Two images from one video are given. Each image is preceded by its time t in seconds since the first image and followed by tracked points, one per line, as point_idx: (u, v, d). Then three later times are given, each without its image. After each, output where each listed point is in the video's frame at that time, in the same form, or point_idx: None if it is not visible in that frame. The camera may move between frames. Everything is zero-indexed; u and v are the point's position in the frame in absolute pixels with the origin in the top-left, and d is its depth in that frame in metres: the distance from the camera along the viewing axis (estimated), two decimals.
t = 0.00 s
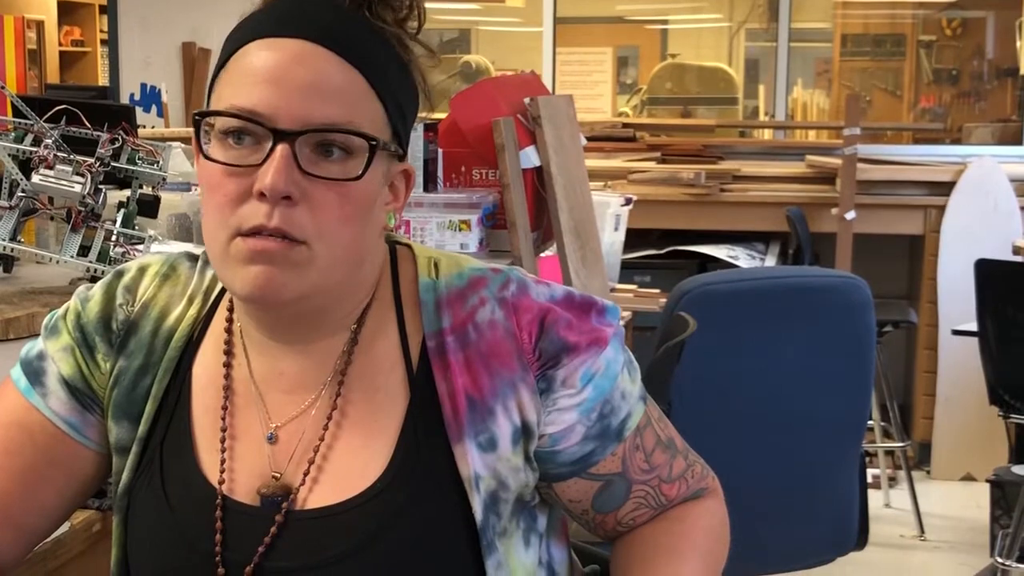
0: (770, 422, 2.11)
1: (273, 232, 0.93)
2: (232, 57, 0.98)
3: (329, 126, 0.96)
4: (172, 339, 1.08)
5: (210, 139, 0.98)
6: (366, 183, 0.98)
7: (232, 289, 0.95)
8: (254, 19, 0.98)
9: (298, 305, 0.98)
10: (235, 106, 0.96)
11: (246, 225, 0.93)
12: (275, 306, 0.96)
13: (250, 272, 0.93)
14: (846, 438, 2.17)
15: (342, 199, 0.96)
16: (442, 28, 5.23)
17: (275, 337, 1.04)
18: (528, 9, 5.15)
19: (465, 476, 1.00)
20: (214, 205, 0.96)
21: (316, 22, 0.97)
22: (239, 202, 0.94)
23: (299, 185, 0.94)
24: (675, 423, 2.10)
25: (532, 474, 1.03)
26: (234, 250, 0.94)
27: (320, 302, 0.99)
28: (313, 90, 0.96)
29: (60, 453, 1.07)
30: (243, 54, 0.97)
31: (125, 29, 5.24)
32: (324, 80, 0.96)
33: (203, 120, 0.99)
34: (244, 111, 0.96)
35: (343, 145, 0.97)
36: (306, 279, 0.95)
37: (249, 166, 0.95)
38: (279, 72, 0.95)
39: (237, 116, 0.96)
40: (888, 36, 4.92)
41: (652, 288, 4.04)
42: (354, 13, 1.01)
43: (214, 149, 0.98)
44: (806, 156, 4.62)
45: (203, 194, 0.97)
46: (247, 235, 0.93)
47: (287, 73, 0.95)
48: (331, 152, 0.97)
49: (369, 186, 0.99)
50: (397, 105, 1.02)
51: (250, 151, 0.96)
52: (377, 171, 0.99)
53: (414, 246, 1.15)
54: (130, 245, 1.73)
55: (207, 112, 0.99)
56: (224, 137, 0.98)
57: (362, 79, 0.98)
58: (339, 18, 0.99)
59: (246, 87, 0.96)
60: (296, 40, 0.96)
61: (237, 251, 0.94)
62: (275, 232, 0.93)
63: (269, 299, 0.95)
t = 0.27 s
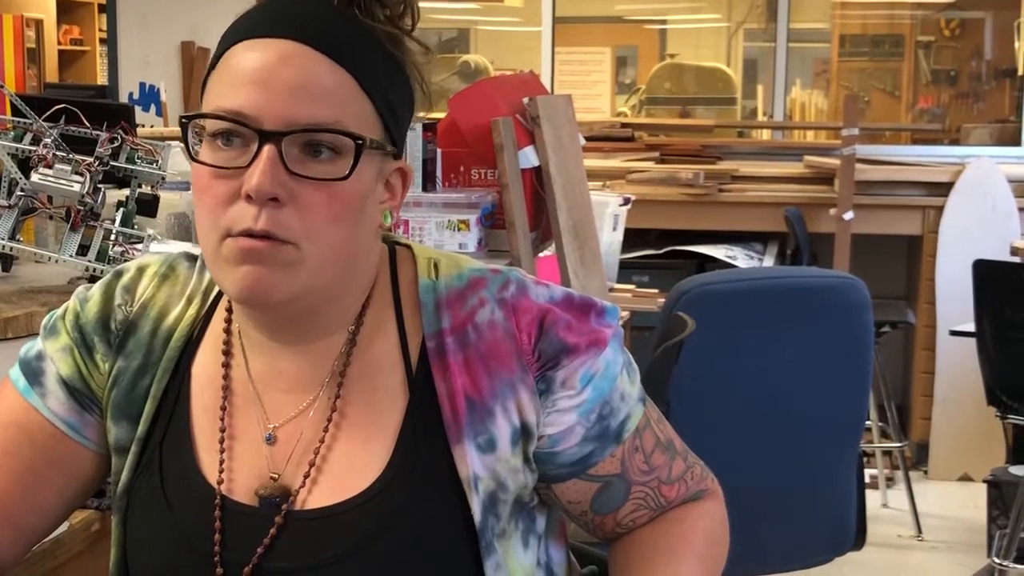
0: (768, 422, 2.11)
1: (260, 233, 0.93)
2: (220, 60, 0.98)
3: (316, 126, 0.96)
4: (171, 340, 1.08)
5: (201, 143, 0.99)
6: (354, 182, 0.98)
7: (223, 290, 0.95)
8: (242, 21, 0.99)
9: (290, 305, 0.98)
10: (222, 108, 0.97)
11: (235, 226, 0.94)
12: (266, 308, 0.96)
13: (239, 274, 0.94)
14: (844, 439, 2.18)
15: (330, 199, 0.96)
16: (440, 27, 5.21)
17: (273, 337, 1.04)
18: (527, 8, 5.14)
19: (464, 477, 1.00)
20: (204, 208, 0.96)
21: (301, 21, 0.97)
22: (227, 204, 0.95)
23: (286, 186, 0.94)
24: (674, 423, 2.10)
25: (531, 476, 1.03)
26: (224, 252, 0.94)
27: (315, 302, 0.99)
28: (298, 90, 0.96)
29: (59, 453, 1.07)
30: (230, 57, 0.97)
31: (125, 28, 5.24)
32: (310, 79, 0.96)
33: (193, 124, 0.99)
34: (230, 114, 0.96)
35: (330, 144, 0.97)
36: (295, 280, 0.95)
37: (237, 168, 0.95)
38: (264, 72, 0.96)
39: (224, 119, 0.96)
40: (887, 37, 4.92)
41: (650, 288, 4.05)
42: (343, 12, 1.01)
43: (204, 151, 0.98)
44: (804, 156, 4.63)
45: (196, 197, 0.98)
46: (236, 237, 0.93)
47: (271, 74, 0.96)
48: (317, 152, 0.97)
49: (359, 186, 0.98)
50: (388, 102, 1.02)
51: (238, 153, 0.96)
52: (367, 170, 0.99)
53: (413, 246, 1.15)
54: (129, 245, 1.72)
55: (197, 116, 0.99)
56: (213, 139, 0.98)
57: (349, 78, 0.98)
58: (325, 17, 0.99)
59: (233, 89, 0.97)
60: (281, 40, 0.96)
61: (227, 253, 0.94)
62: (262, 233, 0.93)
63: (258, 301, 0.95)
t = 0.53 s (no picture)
0: (766, 422, 2.11)
1: (279, 237, 0.93)
2: (238, 57, 0.98)
3: (340, 134, 0.97)
4: (169, 340, 1.08)
5: (214, 138, 0.98)
6: (373, 190, 0.99)
7: (237, 291, 0.95)
8: (263, 18, 0.98)
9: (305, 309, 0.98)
10: (244, 107, 0.96)
11: (252, 228, 0.93)
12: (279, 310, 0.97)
13: (255, 276, 0.94)
14: (842, 439, 2.18)
15: (350, 208, 0.97)
16: (440, 28, 5.19)
17: (273, 337, 1.04)
18: (526, 9, 5.14)
19: (462, 478, 1.00)
20: (219, 207, 0.96)
21: (327, 26, 0.97)
22: (246, 205, 0.94)
23: (308, 191, 0.95)
24: (671, 424, 2.10)
25: (528, 476, 1.03)
26: (240, 253, 0.94)
27: (316, 305, 0.99)
28: (320, 95, 0.96)
29: (57, 453, 1.08)
30: (250, 55, 0.97)
31: (123, 29, 5.24)
32: (333, 85, 0.96)
33: (209, 120, 0.99)
34: (253, 114, 0.96)
35: (353, 153, 0.98)
36: (310, 285, 0.96)
37: (258, 169, 0.95)
38: (287, 74, 0.96)
39: (247, 119, 0.96)
40: (885, 38, 4.93)
41: (649, 289, 4.05)
42: (366, 19, 1.02)
43: (218, 148, 0.98)
44: (803, 157, 4.64)
45: (207, 194, 0.97)
46: (253, 239, 0.93)
47: (296, 77, 0.96)
48: (340, 159, 0.97)
49: (375, 194, 0.99)
50: (400, 109, 1.02)
51: (259, 154, 0.96)
52: (383, 179, 1.00)
53: (411, 247, 1.15)
54: (128, 245, 1.72)
55: (212, 112, 0.99)
56: (231, 138, 0.97)
57: (372, 86, 0.99)
58: (350, 22, 0.99)
59: (255, 89, 0.96)
60: (305, 43, 0.96)
61: (243, 254, 0.94)
62: (281, 236, 0.93)
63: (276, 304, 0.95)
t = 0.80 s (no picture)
0: (765, 423, 2.11)
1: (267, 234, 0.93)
2: (243, 54, 0.98)
3: (335, 133, 0.97)
4: (167, 341, 1.08)
5: (213, 133, 0.98)
6: (367, 191, 0.99)
7: (225, 287, 0.95)
8: (272, 18, 0.99)
9: (297, 308, 0.98)
10: (243, 103, 0.97)
11: (241, 225, 0.94)
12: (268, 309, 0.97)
13: (242, 272, 0.94)
14: (841, 440, 2.18)
15: (341, 208, 0.97)
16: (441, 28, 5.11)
17: (272, 338, 1.04)
18: (525, 10, 5.13)
19: (460, 479, 1.00)
20: (211, 201, 0.96)
21: (334, 28, 0.98)
22: (236, 200, 0.94)
23: (298, 190, 0.94)
24: (670, 425, 2.10)
25: (526, 478, 1.03)
26: (229, 248, 0.94)
27: (314, 306, 1.00)
28: (320, 94, 0.96)
29: (55, 454, 1.08)
30: (255, 53, 0.97)
31: (122, 30, 5.24)
32: (335, 85, 0.96)
33: (209, 111, 0.99)
34: (251, 110, 0.96)
35: (347, 153, 0.98)
36: (299, 284, 0.96)
37: (250, 165, 0.95)
38: (289, 73, 0.96)
39: (244, 114, 0.96)
40: (885, 39, 4.93)
41: (647, 289, 4.06)
42: (375, 24, 1.02)
43: (216, 142, 0.98)
44: (802, 158, 4.64)
45: (202, 187, 0.97)
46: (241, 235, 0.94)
47: (297, 75, 0.96)
48: (334, 159, 0.97)
49: (369, 195, 0.99)
50: (404, 113, 1.03)
51: (254, 150, 0.96)
52: (378, 181, 0.99)
53: (410, 248, 1.15)
54: (126, 246, 1.73)
55: (212, 106, 0.99)
56: (229, 133, 0.98)
57: (371, 87, 0.98)
58: (357, 26, 0.99)
59: (254, 86, 0.96)
60: (311, 43, 0.96)
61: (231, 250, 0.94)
62: (269, 234, 0.93)
63: (263, 302, 0.95)
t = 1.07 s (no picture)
0: (765, 424, 2.11)
1: (275, 237, 0.93)
2: (244, 56, 0.98)
3: (341, 134, 0.97)
4: (167, 340, 1.08)
5: (217, 136, 0.98)
6: (373, 192, 0.99)
7: (232, 290, 0.95)
8: (274, 18, 0.98)
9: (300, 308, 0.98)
10: (247, 105, 0.97)
11: (248, 227, 0.93)
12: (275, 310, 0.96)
13: (250, 275, 0.94)
14: (841, 440, 2.18)
15: (348, 209, 0.97)
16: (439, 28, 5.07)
17: (273, 339, 1.04)
18: (524, 10, 5.14)
19: (460, 480, 1.00)
20: (217, 204, 0.96)
21: (337, 28, 0.98)
22: (243, 203, 0.94)
23: (305, 191, 0.94)
24: (670, 426, 2.10)
25: (527, 479, 1.03)
26: (236, 251, 0.94)
27: (316, 308, 1.00)
28: (324, 95, 0.96)
29: (53, 454, 1.07)
30: (258, 54, 0.97)
31: (121, 31, 5.24)
32: (338, 85, 0.96)
33: (213, 115, 0.99)
34: (256, 112, 0.96)
35: (353, 154, 0.98)
36: (306, 285, 0.96)
37: (256, 168, 0.95)
38: (293, 74, 0.96)
39: (249, 116, 0.96)
40: (884, 39, 4.93)
41: (646, 290, 4.06)
42: (377, 24, 1.02)
43: (220, 145, 0.98)
44: (801, 159, 4.64)
45: (207, 190, 0.97)
46: (249, 238, 0.93)
47: (302, 76, 0.96)
48: (340, 160, 0.97)
49: (374, 196, 0.99)
50: (407, 113, 1.03)
51: (260, 152, 0.96)
52: (383, 181, 1.00)
53: (411, 248, 1.15)
54: (125, 245, 1.73)
55: (216, 109, 0.99)
56: (233, 135, 0.97)
57: (375, 87, 0.98)
58: (359, 26, 0.99)
59: (258, 87, 0.96)
60: (315, 44, 0.96)
61: (239, 252, 0.94)
62: (277, 236, 0.93)
63: (270, 303, 0.95)
